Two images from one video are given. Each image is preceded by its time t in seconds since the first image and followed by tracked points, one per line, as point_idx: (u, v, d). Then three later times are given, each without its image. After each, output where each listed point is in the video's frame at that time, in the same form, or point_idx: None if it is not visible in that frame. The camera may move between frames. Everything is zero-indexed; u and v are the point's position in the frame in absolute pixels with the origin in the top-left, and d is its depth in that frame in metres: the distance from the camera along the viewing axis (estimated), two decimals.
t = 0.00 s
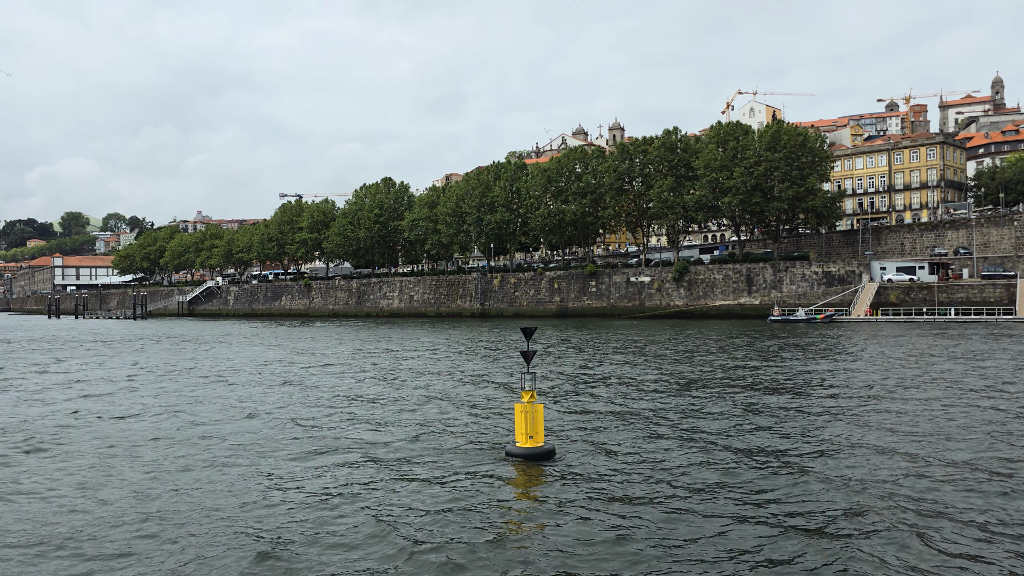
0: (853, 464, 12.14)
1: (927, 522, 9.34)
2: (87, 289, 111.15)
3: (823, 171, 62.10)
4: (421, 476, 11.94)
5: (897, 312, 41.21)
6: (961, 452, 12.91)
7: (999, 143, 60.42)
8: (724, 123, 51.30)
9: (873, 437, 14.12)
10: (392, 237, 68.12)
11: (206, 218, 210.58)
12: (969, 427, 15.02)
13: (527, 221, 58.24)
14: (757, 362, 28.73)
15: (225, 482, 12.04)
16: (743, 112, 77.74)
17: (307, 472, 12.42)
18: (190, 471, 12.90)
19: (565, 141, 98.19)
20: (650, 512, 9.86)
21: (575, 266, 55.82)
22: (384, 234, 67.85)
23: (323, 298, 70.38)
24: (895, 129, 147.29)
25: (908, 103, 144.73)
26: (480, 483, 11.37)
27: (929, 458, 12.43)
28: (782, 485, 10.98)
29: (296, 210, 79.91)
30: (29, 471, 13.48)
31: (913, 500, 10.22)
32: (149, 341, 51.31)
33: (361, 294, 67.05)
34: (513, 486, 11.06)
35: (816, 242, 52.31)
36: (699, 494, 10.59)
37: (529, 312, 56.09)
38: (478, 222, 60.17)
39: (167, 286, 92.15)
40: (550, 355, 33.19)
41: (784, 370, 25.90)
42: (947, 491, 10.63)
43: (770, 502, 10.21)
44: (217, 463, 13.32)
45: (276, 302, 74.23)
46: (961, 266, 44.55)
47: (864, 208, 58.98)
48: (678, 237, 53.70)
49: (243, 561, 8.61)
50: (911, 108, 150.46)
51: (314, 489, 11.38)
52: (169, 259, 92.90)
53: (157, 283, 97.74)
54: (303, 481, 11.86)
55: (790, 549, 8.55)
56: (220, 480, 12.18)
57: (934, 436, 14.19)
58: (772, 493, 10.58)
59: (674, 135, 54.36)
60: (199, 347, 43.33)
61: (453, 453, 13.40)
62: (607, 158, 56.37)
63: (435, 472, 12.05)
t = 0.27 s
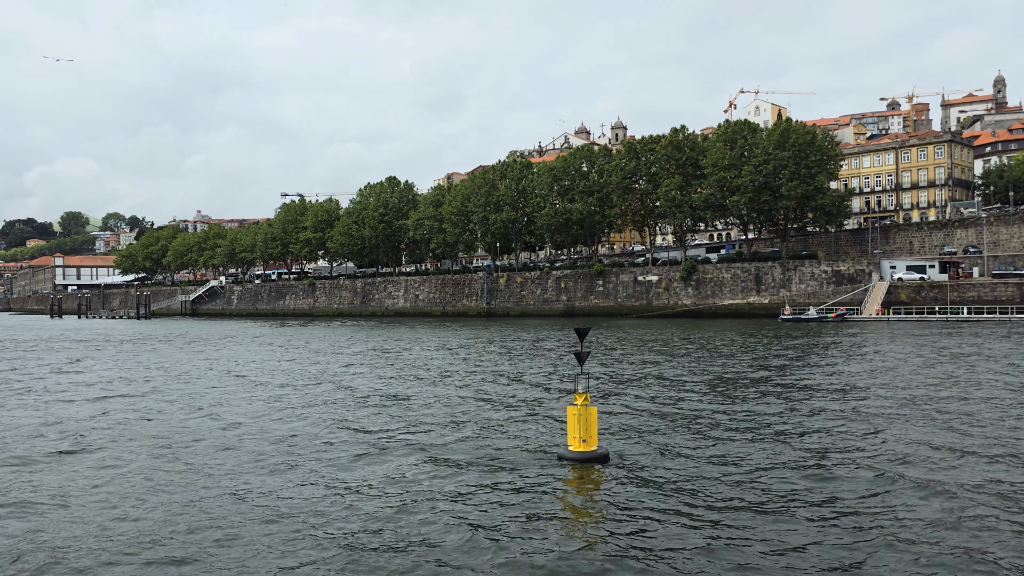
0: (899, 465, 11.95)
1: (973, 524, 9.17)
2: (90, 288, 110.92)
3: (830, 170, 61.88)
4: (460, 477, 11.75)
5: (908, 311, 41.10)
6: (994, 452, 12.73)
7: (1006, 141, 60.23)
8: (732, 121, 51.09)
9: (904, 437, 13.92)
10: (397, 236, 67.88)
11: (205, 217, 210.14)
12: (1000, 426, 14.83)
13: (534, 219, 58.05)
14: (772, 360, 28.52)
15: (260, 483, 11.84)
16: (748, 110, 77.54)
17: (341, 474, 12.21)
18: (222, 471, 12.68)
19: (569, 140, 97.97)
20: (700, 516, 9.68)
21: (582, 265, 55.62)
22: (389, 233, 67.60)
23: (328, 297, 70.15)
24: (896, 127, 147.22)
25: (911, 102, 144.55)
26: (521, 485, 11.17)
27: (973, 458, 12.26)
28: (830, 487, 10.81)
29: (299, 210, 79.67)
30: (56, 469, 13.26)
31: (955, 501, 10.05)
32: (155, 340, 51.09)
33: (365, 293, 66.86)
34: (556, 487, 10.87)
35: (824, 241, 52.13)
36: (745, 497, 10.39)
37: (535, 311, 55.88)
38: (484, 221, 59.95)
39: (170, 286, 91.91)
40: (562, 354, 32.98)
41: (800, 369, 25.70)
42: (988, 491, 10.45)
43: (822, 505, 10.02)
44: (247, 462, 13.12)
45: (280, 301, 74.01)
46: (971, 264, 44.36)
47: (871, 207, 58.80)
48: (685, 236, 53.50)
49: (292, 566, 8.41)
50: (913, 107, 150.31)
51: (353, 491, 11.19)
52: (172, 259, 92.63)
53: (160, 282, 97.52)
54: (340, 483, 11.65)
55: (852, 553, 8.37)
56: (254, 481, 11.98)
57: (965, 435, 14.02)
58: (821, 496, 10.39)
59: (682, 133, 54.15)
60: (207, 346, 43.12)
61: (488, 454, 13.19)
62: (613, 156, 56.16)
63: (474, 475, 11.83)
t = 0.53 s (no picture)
0: (938, 464, 11.77)
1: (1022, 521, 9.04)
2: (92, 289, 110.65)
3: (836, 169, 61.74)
4: (494, 477, 11.51)
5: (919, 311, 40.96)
6: None
7: (1014, 141, 60.07)
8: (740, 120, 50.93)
9: (936, 435, 13.78)
10: (401, 236, 67.66)
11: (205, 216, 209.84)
12: None
13: (540, 219, 57.86)
14: (787, 360, 28.35)
15: (289, 482, 11.59)
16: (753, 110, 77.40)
17: (371, 473, 11.96)
18: (249, 471, 12.43)
19: (572, 140, 97.79)
20: (745, 514, 9.50)
21: (588, 265, 55.43)
22: (393, 233, 67.37)
23: (332, 297, 69.93)
24: (897, 127, 147.29)
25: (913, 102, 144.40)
26: (558, 485, 10.93)
27: (1013, 457, 12.09)
28: (876, 486, 10.58)
29: (303, 209, 79.43)
30: (78, 470, 12.98)
31: (1000, 499, 9.91)
32: (160, 340, 50.85)
33: (370, 293, 66.68)
34: (595, 487, 10.63)
35: (832, 241, 51.97)
36: (791, 497, 10.15)
37: (542, 311, 55.69)
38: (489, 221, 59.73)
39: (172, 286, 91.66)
40: (574, 354, 32.81)
41: (817, 368, 25.55)
42: None
43: (871, 504, 9.80)
44: (272, 461, 12.85)
45: (284, 301, 73.80)
46: (982, 264, 44.18)
47: (878, 207, 58.66)
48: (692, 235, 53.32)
49: (335, 565, 8.22)
50: (915, 108, 150.19)
51: (387, 491, 10.94)
52: (175, 259, 92.36)
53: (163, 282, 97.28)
54: (371, 482, 11.40)
55: (913, 553, 8.15)
56: (283, 480, 11.73)
57: (998, 434, 13.86)
58: (869, 496, 10.16)
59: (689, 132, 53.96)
60: (214, 347, 42.92)
61: (519, 454, 12.95)
62: (620, 155, 55.97)
63: (508, 474, 11.59)
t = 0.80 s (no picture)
0: (984, 461, 11.55)
1: None
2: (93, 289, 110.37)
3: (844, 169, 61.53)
4: (523, 475, 11.26)
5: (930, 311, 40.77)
6: None
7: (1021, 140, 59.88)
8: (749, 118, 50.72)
9: (974, 432, 13.56)
10: (406, 236, 67.41)
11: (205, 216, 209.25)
12: None
13: (547, 218, 57.65)
14: (804, 360, 28.04)
15: (325, 479, 11.36)
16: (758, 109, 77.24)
17: (397, 470, 11.71)
18: (281, 467, 12.20)
19: (576, 139, 97.62)
20: (799, 511, 9.29)
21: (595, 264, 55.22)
22: (398, 233, 67.12)
23: (336, 297, 69.68)
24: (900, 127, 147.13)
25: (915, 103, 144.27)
26: (602, 482, 10.70)
27: None
28: (927, 483, 10.36)
29: (306, 209, 79.17)
30: (94, 466, 12.71)
31: None
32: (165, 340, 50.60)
33: (375, 293, 66.47)
34: (640, 485, 10.41)
35: (840, 240, 51.76)
36: (839, 496, 9.90)
37: (548, 311, 55.47)
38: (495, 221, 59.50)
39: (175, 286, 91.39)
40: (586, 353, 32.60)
41: (835, 367, 25.32)
42: None
43: (925, 502, 9.59)
44: (299, 458, 12.59)
45: (288, 301, 73.56)
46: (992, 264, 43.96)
47: (885, 206, 58.47)
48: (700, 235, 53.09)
49: (388, 563, 7.99)
50: (917, 108, 150.07)
51: (420, 489, 10.67)
52: (177, 259, 92.06)
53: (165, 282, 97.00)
54: (397, 480, 11.15)
55: (968, 553, 7.90)
56: (318, 477, 11.49)
57: None
58: (922, 493, 9.94)
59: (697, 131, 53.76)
60: (221, 347, 42.69)
61: (551, 451, 12.67)
62: (627, 154, 55.75)
63: (537, 473, 11.34)
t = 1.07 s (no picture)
0: None
1: None
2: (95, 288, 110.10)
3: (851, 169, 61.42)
4: (564, 477, 11.20)
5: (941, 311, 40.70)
6: None
7: None
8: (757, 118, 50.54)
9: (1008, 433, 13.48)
10: (411, 235, 67.19)
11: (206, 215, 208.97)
12: None
13: (553, 218, 57.45)
14: (820, 359, 27.93)
15: (364, 481, 11.31)
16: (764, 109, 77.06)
17: (435, 472, 11.66)
18: (317, 468, 12.14)
19: (580, 138, 97.37)
20: (851, 514, 9.23)
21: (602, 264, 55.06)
22: (403, 233, 66.90)
23: (341, 297, 69.46)
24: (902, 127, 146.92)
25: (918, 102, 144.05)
26: (646, 485, 10.64)
27: None
28: (973, 484, 10.31)
29: (310, 209, 78.92)
30: (121, 468, 12.58)
31: None
32: (171, 340, 50.40)
33: (380, 293, 66.27)
34: (685, 488, 10.36)
35: (849, 240, 51.63)
36: (887, 498, 9.86)
37: (555, 311, 55.28)
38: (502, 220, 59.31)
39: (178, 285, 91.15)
40: (599, 353, 32.46)
41: (853, 367, 25.23)
42: None
43: (975, 503, 9.54)
44: (334, 459, 12.52)
45: (292, 301, 73.35)
46: (1002, 263, 43.82)
47: (893, 206, 58.33)
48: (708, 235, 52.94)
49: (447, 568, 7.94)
50: (919, 108, 149.86)
51: (463, 491, 10.61)
52: (180, 258, 91.79)
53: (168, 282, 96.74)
54: (439, 482, 11.10)
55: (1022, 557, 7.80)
56: (356, 478, 11.44)
57: None
58: (970, 494, 9.90)
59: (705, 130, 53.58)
60: (228, 347, 42.48)
61: (587, 452, 12.61)
62: (634, 154, 55.56)
63: (579, 475, 11.28)
